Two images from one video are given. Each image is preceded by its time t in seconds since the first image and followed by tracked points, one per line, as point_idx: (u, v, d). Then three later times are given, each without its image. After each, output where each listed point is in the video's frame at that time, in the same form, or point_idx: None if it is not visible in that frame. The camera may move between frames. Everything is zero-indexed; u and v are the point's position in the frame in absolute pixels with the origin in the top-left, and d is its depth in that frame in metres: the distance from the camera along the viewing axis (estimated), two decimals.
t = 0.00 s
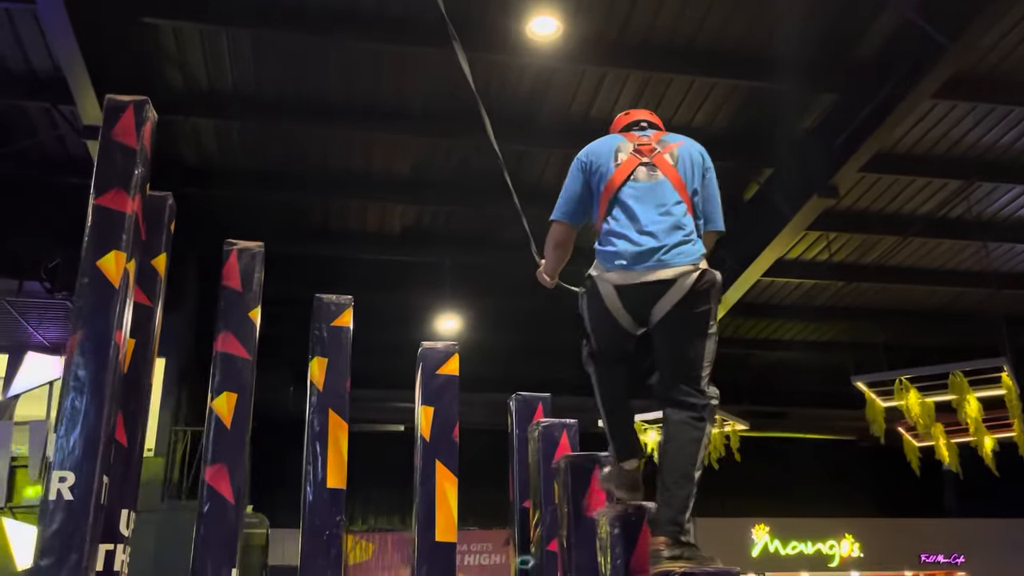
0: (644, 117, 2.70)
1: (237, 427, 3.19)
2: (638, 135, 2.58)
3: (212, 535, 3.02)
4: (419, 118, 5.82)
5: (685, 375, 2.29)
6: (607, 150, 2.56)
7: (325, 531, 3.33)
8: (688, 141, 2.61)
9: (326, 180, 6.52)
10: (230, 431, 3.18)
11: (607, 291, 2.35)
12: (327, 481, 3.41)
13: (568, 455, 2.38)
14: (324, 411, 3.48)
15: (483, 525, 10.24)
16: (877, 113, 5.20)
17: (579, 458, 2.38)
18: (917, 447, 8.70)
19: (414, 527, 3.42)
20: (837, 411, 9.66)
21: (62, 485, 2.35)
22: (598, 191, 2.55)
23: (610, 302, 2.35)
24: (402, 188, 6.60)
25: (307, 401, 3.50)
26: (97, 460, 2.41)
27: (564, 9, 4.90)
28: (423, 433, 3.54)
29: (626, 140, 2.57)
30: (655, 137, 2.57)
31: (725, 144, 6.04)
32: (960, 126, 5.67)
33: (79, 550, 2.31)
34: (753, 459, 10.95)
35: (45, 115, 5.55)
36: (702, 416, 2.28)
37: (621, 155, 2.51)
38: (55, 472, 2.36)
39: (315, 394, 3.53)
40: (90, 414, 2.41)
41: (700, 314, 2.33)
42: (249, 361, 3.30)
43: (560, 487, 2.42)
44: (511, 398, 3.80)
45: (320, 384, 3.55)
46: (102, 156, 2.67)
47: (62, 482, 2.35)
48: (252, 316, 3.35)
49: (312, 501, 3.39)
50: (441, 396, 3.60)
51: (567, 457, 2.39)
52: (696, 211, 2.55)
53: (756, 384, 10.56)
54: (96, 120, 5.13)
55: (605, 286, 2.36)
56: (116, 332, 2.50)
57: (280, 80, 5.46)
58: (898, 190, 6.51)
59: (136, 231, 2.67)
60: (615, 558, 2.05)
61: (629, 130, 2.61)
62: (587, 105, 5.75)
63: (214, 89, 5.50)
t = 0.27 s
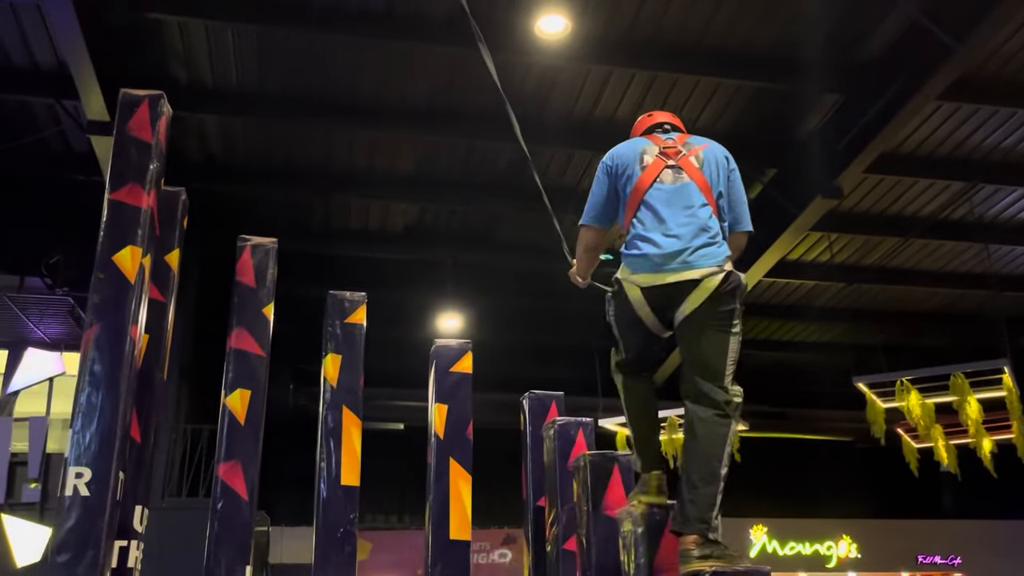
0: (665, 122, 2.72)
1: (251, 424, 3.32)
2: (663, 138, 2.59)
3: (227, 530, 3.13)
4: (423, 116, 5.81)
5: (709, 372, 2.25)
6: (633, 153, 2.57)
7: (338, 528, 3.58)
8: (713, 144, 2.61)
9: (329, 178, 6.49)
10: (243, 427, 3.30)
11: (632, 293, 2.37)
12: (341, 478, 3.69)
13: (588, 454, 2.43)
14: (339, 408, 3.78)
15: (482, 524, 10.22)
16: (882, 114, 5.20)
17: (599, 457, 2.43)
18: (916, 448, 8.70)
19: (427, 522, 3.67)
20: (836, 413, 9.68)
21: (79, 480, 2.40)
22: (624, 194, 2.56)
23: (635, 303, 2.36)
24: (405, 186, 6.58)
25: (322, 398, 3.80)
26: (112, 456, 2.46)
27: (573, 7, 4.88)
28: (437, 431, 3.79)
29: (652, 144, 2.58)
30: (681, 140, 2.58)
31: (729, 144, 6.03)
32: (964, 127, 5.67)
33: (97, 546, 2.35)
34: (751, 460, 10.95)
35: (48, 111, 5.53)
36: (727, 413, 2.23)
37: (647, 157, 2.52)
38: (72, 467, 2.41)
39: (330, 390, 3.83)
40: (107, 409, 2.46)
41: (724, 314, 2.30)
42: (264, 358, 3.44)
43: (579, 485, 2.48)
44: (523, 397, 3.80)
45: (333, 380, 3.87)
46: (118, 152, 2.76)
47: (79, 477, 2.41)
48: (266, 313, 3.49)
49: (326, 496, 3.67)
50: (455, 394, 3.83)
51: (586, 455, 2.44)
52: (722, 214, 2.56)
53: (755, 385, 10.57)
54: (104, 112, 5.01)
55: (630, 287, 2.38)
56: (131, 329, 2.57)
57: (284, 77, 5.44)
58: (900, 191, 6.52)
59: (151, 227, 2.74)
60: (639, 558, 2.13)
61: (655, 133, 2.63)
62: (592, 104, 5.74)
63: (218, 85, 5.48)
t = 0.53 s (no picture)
0: (676, 125, 2.73)
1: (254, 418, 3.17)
2: (673, 141, 2.60)
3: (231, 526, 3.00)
4: (422, 112, 5.80)
5: (719, 368, 2.27)
6: (644, 155, 2.58)
7: (342, 523, 3.35)
8: (722, 146, 2.63)
9: (327, 174, 6.48)
10: (248, 422, 3.17)
11: (641, 290, 2.39)
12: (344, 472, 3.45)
13: (597, 449, 2.39)
14: (343, 402, 3.56)
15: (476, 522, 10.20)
16: (881, 115, 5.22)
17: (607, 452, 2.38)
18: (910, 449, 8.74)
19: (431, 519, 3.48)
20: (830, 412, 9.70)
21: (84, 472, 2.36)
22: (634, 194, 2.57)
23: (645, 301, 2.39)
24: (403, 183, 6.57)
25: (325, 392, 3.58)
26: (118, 448, 2.42)
27: (576, 4, 4.87)
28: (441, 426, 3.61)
29: (661, 146, 2.60)
30: (690, 142, 2.59)
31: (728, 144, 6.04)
32: (961, 129, 5.70)
33: (102, 538, 2.33)
34: (745, 459, 10.97)
35: (45, 104, 5.50)
36: (739, 407, 2.23)
37: (656, 159, 2.54)
38: (77, 459, 2.38)
39: (334, 385, 3.61)
40: (112, 400, 2.43)
41: (733, 311, 2.33)
42: (267, 352, 3.30)
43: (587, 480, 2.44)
44: (528, 392, 3.68)
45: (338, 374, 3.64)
46: (124, 143, 2.73)
47: (84, 469, 2.37)
48: (271, 306, 3.36)
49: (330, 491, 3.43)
50: (460, 389, 3.71)
51: (594, 451, 2.39)
52: (732, 215, 2.57)
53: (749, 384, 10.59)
54: (102, 106, 5.00)
55: (638, 284, 2.40)
56: (137, 320, 2.54)
57: (283, 72, 5.43)
58: (897, 192, 6.54)
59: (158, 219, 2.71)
60: (650, 553, 2.08)
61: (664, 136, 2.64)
62: (592, 103, 5.74)
63: (216, 79, 5.46)
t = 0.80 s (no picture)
0: (679, 136, 2.74)
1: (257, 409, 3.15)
2: (676, 151, 2.62)
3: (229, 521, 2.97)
4: (420, 109, 5.78)
5: (726, 366, 2.26)
6: (648, 164, 2.60)
7: (345, 516, 3.34)
8: (725, 157, 2.64)
9: (323, 170, 6.45)
10: (249, 414, 3.14)
11: (646, 294, 2.39)
12: (347, 465, 3.43)
13: (602, 443, 2.43)
14: (346, 396, 3.54)
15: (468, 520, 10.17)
16: (879, 117, 5.23)
17: (613, 447, 2.42)
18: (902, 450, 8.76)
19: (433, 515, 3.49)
20: (823, 413, 9.70)
21: (85, 464, 2.33)
22: (638, 203, 2.59)
23: (651, 306, 2.39)
24: (400, 179, 6.55)
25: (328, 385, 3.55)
26: (119, 439, 2.39)
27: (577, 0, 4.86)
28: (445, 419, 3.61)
29: (665, 156, 2.61)
30: (692, 153, 2.61)
31: (725, 143, 6.04)
32: (958, 131, 5.72)
33: (103, 531, 2.29)
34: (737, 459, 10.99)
35: (39, 96, 5.46)
36: (746, 404, 2.22)
37: (660, 168, 2.55)
38: (78, 450, 2.35)
39: (337, 378, 3.58)
40: (116, 390, 2.41)
41: (736, 311, 2.32)
42: (269, 345, 3.29)
43: (594, 475, 2.47)
44: (531, 387, 3.68)
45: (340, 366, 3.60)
46: (127, 132, 2.72)
47: (85, 460, 2.34)
48: (272, 298, 3.35)
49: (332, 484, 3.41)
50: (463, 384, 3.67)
51: (600, 445, 2.43)
52: (734, 223, 2.57)
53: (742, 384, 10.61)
54: (98, 98, 4.96)
55: (642, 289, 2.42)
56: (139, 310, 2.51)
57: (281, 67, 5.40)
58: (892, 194, 6.56)
59: (160, 208, 2.70)
60: (660, 547, 2.08)
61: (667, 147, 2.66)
62: (590, 101, 5.73)
63: (213, 73, 5.42)
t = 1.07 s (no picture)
0: (668, 143, 2.87)
1: (257, 407, 3.21)
2: (673, 155, 2.74)
3: (231, 521, 3.02)
4: (417, 108, 5.75)
5: (737, 351, 2.38)
6: (647, 166, 2.71)
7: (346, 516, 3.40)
8: (717, 163, 2.79)
9: (318, 168, 6.41)
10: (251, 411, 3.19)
11: (654, 285, 2.50)
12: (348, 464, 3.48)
13: (613, 444, 2.43)
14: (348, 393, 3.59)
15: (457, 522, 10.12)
16: (876, 122, 5.24)
17: (623, 448, 2.42)
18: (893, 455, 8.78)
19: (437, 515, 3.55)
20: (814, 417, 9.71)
21: (86, 459, 2.40)
22: (638, 202, 2.68)
23: (659, 302, 2.50)
24: (395, 178, 6.51)
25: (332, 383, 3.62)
26: (120, 435, 2.45)
27: None
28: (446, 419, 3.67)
29: (664, 159, 2.73)
30: (689, 158, 2.75)
31: (722, 146, 6.04)
32: (954, 136, 5.74)
33: (103, 528, 2.35)
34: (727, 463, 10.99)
35: (32, 88, 5.39)
36: (761, 382, 2.34)
37: (662, 169, 2.66)
38: (77, 446, 2.41)
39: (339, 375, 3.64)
40: (116, 385, 2.47)
41: (740, 298, 2.44)
42: (271, 340, 3.32)
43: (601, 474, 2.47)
44: (534, 388, 3.68)
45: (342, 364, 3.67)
46: (129, 124, 2.78)
47: (85, 456, 2.40)
48: (273, 294, 3.39)
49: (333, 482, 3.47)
50: (465, 383, 3.73)
51: (611, 445, 2.43)
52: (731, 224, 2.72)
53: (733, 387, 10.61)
54: (92, 89, 4.87)
55: (650, 283, 2.51)
56: (140, 304, 2.57)
57: (278, 63, 5.35)
58: (887, 199, 6.58)
59: (161, 200, 2.75)
60: (673, 550, 2.06)
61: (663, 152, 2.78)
62: (588, 102, 5.72)
63: (209, 69, 5.38)
